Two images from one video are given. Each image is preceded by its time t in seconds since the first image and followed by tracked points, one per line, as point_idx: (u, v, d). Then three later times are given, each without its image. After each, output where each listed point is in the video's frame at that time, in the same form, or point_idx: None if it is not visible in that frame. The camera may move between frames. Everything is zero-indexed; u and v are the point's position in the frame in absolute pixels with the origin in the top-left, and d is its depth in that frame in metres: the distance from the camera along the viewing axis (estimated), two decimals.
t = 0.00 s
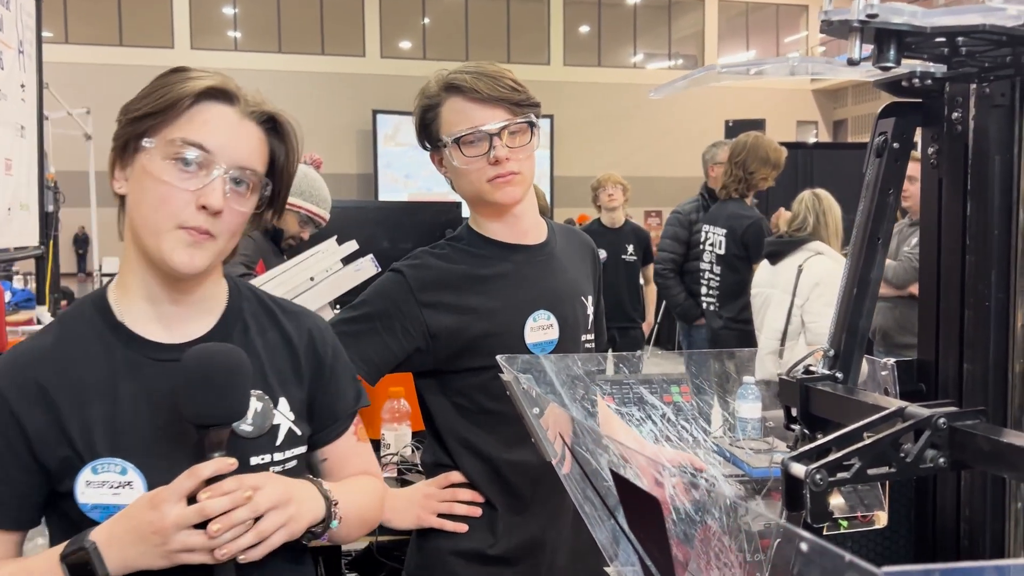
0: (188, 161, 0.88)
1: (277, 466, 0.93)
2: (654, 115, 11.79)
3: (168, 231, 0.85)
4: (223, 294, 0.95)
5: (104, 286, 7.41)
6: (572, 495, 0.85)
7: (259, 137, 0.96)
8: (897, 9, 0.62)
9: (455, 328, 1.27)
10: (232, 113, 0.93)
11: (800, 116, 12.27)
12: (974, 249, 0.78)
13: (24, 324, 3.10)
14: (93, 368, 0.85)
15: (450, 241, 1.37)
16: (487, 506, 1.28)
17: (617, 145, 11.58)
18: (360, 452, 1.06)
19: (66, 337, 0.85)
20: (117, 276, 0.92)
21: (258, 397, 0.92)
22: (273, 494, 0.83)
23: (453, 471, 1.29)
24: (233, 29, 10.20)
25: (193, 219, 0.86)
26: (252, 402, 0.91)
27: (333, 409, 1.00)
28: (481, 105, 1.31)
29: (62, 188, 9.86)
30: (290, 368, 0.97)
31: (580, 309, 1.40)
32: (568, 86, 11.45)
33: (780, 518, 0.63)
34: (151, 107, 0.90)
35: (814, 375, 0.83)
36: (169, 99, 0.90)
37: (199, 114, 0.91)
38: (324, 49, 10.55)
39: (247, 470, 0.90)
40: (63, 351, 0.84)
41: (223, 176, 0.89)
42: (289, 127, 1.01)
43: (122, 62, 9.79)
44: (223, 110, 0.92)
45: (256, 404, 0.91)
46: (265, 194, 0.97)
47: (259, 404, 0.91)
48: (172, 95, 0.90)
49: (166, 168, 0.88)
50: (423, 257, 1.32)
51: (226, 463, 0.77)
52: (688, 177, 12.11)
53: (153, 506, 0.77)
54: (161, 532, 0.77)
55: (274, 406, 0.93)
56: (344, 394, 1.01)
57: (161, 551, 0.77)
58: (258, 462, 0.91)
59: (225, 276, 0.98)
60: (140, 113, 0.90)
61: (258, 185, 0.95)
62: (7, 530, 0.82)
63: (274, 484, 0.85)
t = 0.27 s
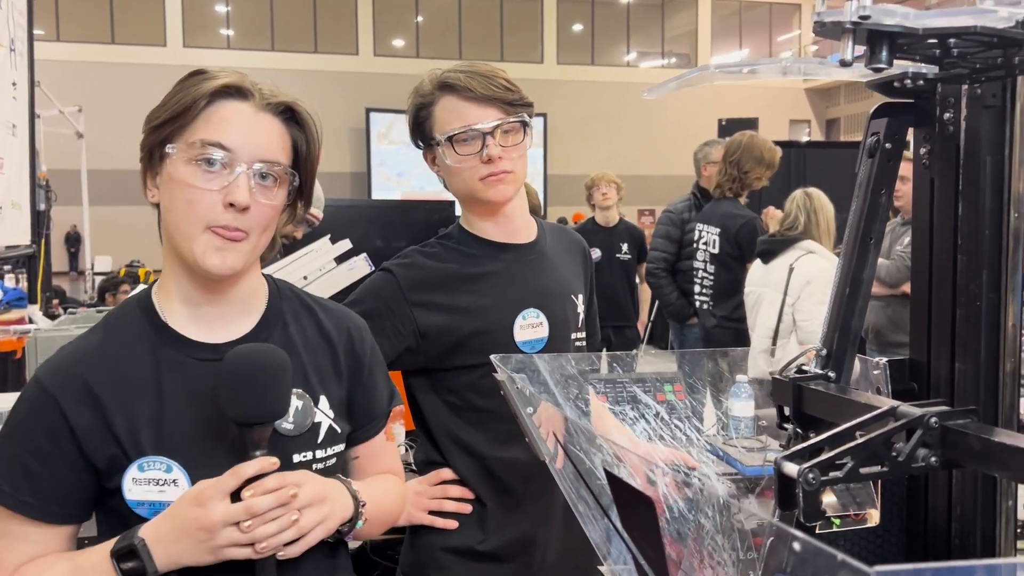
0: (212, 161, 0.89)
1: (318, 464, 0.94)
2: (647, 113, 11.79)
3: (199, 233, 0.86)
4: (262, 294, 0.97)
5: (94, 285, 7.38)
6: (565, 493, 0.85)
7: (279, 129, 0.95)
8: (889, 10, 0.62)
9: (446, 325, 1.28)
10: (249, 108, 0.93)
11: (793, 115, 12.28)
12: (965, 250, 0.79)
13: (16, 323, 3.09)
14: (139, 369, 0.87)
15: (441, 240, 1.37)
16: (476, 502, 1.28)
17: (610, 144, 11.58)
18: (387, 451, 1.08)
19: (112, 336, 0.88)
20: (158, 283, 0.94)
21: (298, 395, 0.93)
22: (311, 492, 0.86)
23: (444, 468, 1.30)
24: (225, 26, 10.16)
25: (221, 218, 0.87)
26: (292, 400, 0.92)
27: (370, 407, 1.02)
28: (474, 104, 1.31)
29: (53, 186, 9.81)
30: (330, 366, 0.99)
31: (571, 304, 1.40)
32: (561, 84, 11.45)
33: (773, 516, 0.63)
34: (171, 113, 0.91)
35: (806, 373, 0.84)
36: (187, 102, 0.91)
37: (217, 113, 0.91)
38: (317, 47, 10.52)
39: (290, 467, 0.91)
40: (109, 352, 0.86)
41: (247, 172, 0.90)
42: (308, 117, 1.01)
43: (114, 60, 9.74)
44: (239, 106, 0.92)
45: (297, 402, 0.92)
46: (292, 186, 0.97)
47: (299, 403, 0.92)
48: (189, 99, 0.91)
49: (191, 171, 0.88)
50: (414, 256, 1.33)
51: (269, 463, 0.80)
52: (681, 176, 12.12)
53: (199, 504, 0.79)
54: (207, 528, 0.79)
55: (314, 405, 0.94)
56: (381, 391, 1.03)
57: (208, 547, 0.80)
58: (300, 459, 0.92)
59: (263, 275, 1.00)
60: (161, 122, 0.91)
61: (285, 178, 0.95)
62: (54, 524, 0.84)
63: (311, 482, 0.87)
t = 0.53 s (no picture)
0: (209, 164, 0.87)
1: (318, 460, 0.93)
2: (643, 111, 11.80)
3: (195, 239, 0.85)
4: (263, 292, 0.95)
5: (91, 282, 7.37)
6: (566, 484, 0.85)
7: (279, 131, 0.92)
8: (896, 2, 0.62)
9: (444, 318, 1.28)
10: (248, 110, 0.90)
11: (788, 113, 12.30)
12: (968, 243, 0.79)
13: (14, 320, 3.08)
14: (138, 363, 0.85)
15: (442, 232, 1.37)
16: (470, 501, 1.28)
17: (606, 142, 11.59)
18: (402, 446, 1.06)
19: (111, 331, 0.86)
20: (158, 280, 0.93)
21: (298, 391, 0.92)
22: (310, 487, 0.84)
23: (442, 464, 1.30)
24: (221, 24, 10.14)
25: (218, 225, 0.85)
26: (292, 397, 0.91)
27: (372, 404, 1.01)
28: (470, 98, 1.31)
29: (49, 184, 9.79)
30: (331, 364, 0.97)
31: (566, 305, 1.40)
32: (557, 82, 11.45)
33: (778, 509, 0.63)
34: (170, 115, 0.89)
35: (810, 367, 0.84)
36: (186, 104, 0.88)
37: (215, 116, 0.89)
38: (313, 44, 10.50)
39: (289, 463, 0.90)
40: (109, 345, 0.85)
41: (244, 177, 0.88)
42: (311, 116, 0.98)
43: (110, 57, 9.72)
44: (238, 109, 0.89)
45: (296, 397, 0.91)
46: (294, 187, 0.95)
47: (298, 398, 0.91)
48: (187, 101, 0.88)
49: (188, 175, 0.86)
50: (412, 247, 1.32)
51: (271, 465, 0.78)
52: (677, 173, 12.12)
53: (197, 502, 0.78)
54: (203, 526, 0.77)
55: (313, 401, 0.93)
56: (382, 389, 1.01)
57: (205, 544, 0.78)
58: (298, 455, 0.91)
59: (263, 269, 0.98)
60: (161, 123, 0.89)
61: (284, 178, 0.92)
62: (54, 518, 0.82)
63: (311, 476, 0.85)
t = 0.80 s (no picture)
0: (149, 147, 0.84)
1: (287, 463, 0.91)
2: (641, 107, 11.79)
3: (141, 223, 0.82)
4: (239, 282, 0.92)
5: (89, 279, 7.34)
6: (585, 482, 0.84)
7: (224, 107, 0.88)
8: None
9: (446, 310, 1.27)
10: (187, 87, 0.86)
11: (786, 109, 12.29)
12: (989, 238, 0.78)
13: (14, 317, 3.06)
14: (106, 350, 0.84)
15: (445, 224, 1.36)
16: (479, 499, 1.27)
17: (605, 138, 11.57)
18: (370, 457, 1.04)
19: (81, 317, 0.85)
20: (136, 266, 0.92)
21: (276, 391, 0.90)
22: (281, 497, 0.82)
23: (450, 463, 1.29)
24: (218, 19, 10.10)
25: (159, 208, 0.82)
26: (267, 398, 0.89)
27: (349, 410, 0.98)
28: (483, 89, 1.31)
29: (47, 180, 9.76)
30: (307, 367, 0.94)
31: (570, 298, 1.39)
32: (555, 78, 11.42)
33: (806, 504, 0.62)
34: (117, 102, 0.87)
35: (830, 362, 0.83)
36: (127, 88, 0.87)
37: (153, 96, 0.85)
38: (310, 40, 10.47)
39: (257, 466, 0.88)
40: (77, 330, 0.84)
41: (186, 156, 0.84)
42: (268, 91, 0.92)
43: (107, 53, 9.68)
44: (173, 86, 0.85)
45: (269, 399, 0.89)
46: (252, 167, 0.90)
47: (275, 399, 0.89)
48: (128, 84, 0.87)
49: (131, 160, 0.84)
50: (415, 239, 1.31)
51: (242, 472, 0.76)
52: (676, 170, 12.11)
53: (162, 506, 0.76)
54: (165, 532, 0.76)
55: (288, 403, 0.90)
56: (358, 397, 0.99)
57: (166, 552, 0.76)
58: (267, 457, 0.89)
59: (243, 263, 0.96)
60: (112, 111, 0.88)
61: (238, 159, 0.88)
62: (16, 508, 0.82)
63: (284, 488, 0.83)
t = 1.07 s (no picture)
0: (98, 151, 0.83)
1: (238, 481, 0.91)
2: (638, 107, 11.81)
3: (87, 226, 0.82)
4: (194, 296, 0.91)
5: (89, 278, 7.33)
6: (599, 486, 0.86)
7: (177, 112, 0.87)
8: (940, 9, 0.63)
9: (455, 313, 1.27)
10: (138, 91, 0.86)
11: (783, 110, 12.33)
12: (999, 245, 0.79)
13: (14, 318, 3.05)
14: (54, 362, 0.83)
15: (454, 227, 1.36)
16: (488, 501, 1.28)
17: (602, 138, 11.59)
18: (330, 473, 1.04)
19: (34, 326, 0.84)
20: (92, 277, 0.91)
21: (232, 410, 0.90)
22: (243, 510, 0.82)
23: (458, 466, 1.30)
24: (215, 19, 10.09)
25: (105, 210, 0.81)
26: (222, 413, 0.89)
27: (308, 429, 0.97)
28: (492, 97, 1.31)
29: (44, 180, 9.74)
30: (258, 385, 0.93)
31: (577, 301, 1.40)
32: (553, 79, 11.44)
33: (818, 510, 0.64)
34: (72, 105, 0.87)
35: (841, 369, 0.84)
36: (81, 90, 0.87)
37: (105, 97, 0.85)
38: (307, 40, 10.47)
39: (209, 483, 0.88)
40: (26, 340, 0.83)
41: (134, 160, 0.83)
42: (224, 100, 0.91)
43: (103, 53, 9.67)
44: (125, 89, 0.84)
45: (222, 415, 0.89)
46: (206, 175, 0.89)
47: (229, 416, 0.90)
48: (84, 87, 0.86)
49: (80, 162, 0.83)
50: (424, 242, 1.32)
51: (204, 482, 0.75)
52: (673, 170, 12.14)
53: (122, 519, 0.75)
54: (125, 545, 0.74)
55: (241, 420, 0.91)
56: (315, 419, 0.98)
57: (127, 566, 0.75)
58: (219, 475, 0.89)
59: (201, 276, 0.95)
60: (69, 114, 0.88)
61: (191, 166, 0.87)
62: None
63: (246, 500, 0.83)
